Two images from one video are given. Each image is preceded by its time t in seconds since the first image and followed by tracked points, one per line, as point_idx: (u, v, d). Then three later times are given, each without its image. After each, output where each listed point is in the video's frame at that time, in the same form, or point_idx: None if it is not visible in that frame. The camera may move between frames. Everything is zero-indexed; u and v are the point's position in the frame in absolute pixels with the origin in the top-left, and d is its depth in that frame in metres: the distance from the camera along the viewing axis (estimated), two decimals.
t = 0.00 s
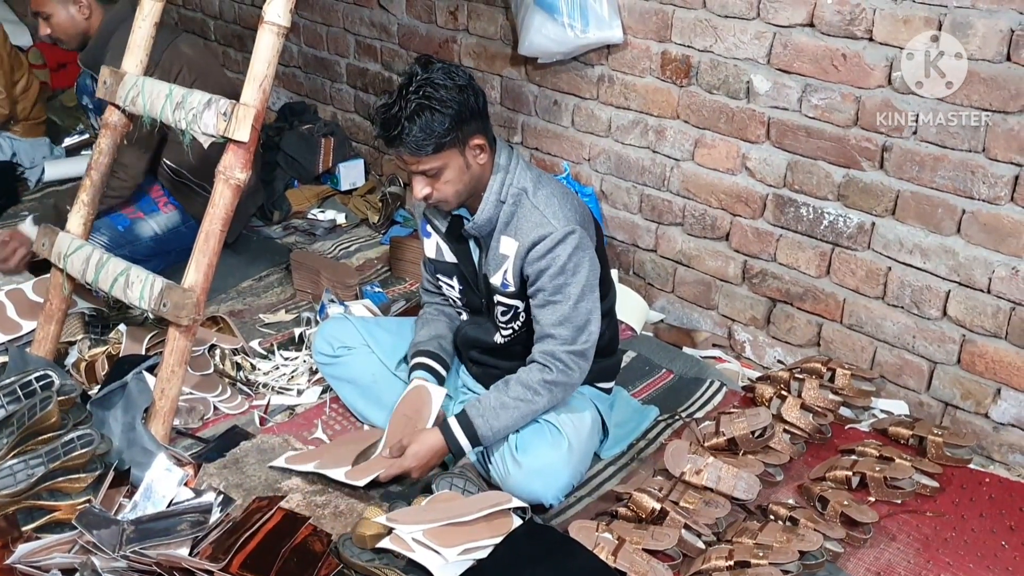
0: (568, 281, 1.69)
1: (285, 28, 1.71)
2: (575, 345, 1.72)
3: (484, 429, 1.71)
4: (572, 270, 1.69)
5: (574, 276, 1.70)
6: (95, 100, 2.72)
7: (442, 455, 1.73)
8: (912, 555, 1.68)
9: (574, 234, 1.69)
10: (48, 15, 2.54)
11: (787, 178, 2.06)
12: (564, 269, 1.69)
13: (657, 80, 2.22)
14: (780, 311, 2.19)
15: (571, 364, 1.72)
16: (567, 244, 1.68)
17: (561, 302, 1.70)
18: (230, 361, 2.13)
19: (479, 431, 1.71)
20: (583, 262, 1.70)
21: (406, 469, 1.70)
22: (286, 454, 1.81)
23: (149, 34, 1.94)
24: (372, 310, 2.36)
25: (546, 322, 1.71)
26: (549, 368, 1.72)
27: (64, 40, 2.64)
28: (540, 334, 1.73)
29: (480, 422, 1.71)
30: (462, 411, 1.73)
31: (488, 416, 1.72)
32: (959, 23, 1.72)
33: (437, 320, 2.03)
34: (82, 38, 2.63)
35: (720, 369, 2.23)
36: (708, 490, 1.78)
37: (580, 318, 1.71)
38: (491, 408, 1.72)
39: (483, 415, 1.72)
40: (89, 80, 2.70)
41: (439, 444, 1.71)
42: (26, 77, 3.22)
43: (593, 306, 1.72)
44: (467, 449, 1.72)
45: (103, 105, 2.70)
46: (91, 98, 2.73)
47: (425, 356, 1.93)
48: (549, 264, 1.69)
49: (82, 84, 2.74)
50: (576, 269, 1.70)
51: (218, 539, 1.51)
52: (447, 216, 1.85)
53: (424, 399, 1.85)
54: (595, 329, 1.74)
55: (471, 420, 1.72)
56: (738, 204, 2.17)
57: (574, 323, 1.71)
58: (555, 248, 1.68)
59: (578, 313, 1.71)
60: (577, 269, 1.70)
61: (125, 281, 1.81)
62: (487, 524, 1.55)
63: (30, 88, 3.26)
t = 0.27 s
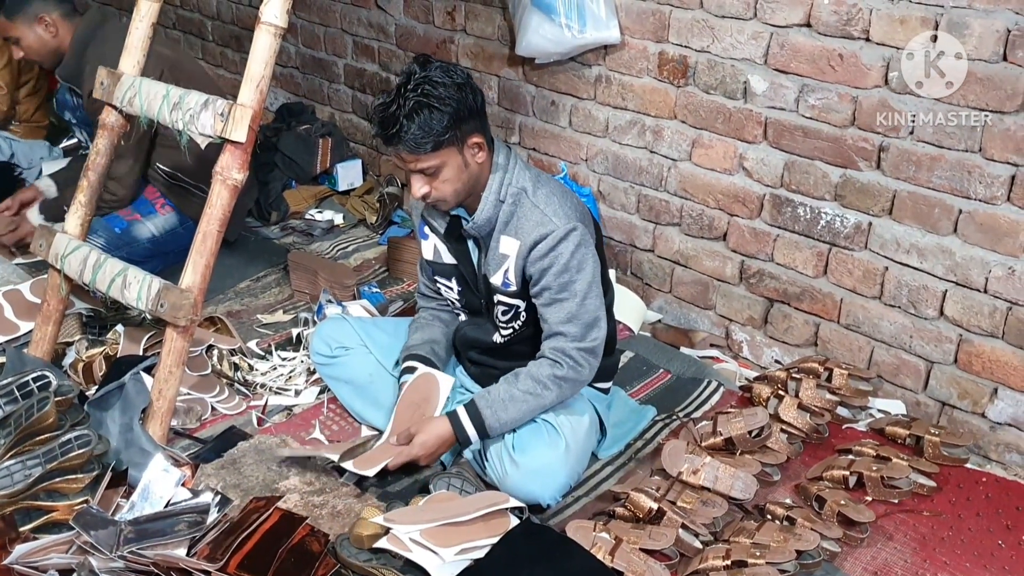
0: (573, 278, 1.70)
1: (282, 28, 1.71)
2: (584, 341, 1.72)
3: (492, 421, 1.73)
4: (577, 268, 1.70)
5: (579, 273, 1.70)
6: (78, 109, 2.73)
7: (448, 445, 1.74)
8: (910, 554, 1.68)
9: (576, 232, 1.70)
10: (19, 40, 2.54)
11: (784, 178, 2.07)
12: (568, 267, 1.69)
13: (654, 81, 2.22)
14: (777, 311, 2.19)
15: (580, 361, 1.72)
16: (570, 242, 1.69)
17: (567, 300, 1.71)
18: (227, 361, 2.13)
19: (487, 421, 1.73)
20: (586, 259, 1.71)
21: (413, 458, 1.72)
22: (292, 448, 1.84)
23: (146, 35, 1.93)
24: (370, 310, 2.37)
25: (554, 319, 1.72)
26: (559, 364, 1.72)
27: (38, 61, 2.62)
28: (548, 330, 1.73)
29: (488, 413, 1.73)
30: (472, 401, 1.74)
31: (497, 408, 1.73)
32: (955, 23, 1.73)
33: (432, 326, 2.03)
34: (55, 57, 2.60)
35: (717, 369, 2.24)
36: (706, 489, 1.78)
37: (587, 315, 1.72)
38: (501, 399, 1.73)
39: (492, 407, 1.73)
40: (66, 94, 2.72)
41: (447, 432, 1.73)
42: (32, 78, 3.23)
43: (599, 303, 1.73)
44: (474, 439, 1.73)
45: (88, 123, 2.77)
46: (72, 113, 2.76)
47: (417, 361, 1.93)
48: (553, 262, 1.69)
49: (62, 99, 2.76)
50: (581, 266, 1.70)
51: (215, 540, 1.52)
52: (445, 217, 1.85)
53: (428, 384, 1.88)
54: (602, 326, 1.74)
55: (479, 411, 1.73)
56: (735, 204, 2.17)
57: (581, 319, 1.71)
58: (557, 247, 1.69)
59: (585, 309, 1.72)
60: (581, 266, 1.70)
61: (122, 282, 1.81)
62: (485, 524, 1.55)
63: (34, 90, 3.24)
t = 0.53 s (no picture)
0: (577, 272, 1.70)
1: (279, 29, 1.72)
2: (592, 335, 1.71)
3: (527, 404, 1.63)
4: (580, 262, 1.71)
5: (582, 267, 1.71)
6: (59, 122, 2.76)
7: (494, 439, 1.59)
8: (906, 553, 1.68)
9: (576, 229, 1.71)
10: None
11: (781, 178, 2.07)
12: (571, 262, 1.70)
13: (651, 81, 2.23)
14: (774, 311, 2.19)
15: (592, 352, 1.70)
16: (570, 238, 1.70)
17: (574, 293, 1.70)
18: (225, 362, 2.13)
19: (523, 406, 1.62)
20: (587, 256, 1.72)
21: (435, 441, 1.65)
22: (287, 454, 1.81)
23: (143, 35, 1.93)
24: (367, 310, 2.37)
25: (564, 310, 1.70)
26: (574, 354, 1.68)
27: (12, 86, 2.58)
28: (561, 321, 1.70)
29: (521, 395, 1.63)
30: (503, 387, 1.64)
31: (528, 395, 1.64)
32: (951, 23, 1.73)
33: (427, 325, 2.02)
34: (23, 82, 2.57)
35: (715, 369, 2.24)
36: (703, 489, 1.78)
37: (594, 308, 1.71)
38: (531, 383, 1.65)
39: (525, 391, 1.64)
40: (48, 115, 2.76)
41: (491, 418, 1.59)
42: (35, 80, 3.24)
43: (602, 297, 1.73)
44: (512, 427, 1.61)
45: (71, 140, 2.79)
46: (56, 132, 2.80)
47: (410, 357, 1.91)
48: (556, 258, 1.70)
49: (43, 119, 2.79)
50: (583, 261, 1.71)
51: (211, 540, 1.51)
52: (443, 216, 1.85)
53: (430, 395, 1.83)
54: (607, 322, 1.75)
55: (514, 397, 1.63)
56: (732, 203, 2.18)
57: (589, 312, 1.71)
58: (558, 243, 1.70)
59: (592, 303, 1.71)
60: (583, 262, 1.71)
61: (119, 283, 1.81)
62: (481, 524, 1.56)
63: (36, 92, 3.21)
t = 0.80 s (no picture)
0: (557, 284, 1.71)
1: (277, 31, 1.72)
2: (558, 343, 1.74)
3: (470, 419, 1.75)
4: (563, 275, 1.71)
5: (564, 280, 1.71)
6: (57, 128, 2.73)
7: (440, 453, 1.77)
8: (905, 555, 1.68)
9: (570, 240, 1.70)
10: None
11: (779, 179, 2.07)
12: (553, 274, 1.70)
13: (649, 82, 2.23)
14: (773, 312, 2.19)
15: (553, 362, 1.75)
16: (562, 250, 1.69)
17: (548, 304, 1.72)
18: (224, 364, 2.13)
19: (466, 422, 1.75)
20: (575, 266, 1.72)
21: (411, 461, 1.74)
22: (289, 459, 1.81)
23: (141, 38, 1.93)
24: (366, 313, 2.37)
25: (534, 321, 1.74)
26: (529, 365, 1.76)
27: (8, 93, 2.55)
28: (527, 330, 1.76)
29: (465, 414, 1.75)
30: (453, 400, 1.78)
31: (474, 408, 1.76)
32: (949, 24, 1.73)
33: (428, 310, 2.03)
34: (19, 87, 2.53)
35: (714, 370, 2.24)
36: (701, 490, 1.78)
37: (567, 320, 1.73)
38: (481, 396, 1.77)
39: (470, 408, 1.76)
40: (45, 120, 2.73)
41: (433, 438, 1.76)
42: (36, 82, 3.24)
43: (581, 310, 1.74)
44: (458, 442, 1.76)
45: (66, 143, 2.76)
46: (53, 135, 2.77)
47: (407, 341, 1.93)
48: (540, 268, 1.71)
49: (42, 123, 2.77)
50: (568, 273, 1.72)
51: (210, 543, 1.52)
52: (443, 218, 1.86)
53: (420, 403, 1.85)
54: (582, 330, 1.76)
55: (458, 413, 1.76)
56: (731, 205, 2.18)
57: (560, 325, 1.73)
58: (549, 252, 1.69)
59: (567, 314, 1.73)
60: (569, 272, 1.72)
61: (118, 286, 1.81)
62: (481, 527, 1.56)
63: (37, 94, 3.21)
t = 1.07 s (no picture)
0: (550, 287, 1.70)
1: (275, 32, 1.72)
2: (546, 349, 1.72)
3: (455, 433, 1.72)
4: (555, 278, 1.70)
5: (556, 283, 1.70)
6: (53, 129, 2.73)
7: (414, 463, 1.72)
8: (906, 554, 1.68)
9: (564, 242, 1.69)
10: None
11: (779, 179, 2.07)
12: (545, 276, 1.69)
13: (649, 83, 2.23)
14: (774, 312, 2.19)
15: (541, 369, 1.72)
16: (557, 252, 1.69)
17: (539, 308, 1.71)
18: (224, 366, 2.12)
19: (450, 435, 1.71)
20: (568, 270, 1.71)
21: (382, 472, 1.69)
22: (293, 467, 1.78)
23: (139, 39, 1.93)
24: (366, 314, 2.36)
25: (523, 325, 1.71)
26: (517, 373, 1.73)
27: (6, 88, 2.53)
28: (515, 336, 1.73)
29: (450, 427, 1.72)
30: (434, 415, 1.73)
31: (459, 421, 1.72)
32: (949, 23, 1.73)
33: (432, 305, 2.07)
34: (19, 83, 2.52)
35: (714, 370, 2.24)
36: (702, 491, 1.78)
37: (557, 324, 1.72)
38: (466, 408, 1.73)
39: (454, 421, 1.72)
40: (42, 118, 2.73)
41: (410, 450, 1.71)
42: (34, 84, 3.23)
43: (571, 313, 1.73)
44: (439, 456, 1.73)
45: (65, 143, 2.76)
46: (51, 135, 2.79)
47: (430, 336, 1.99)
48: (534, 270, 1.70)
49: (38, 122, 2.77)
50: (560, 277, 1.71)
51: (210, 545, 1.51)
52: (444, 219, 1.86)
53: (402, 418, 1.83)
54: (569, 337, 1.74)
55: (442, 427, 1.72)
56: (731, 205, 2.17)
57: (550, 329, 1.71)
58: (544, 254, 1.69)
59: (557, 318, 1.72)
60: (560, 276, 1.71)
61: (117, 287, 1.81)
62: (482, 528, 1.56)
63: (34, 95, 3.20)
